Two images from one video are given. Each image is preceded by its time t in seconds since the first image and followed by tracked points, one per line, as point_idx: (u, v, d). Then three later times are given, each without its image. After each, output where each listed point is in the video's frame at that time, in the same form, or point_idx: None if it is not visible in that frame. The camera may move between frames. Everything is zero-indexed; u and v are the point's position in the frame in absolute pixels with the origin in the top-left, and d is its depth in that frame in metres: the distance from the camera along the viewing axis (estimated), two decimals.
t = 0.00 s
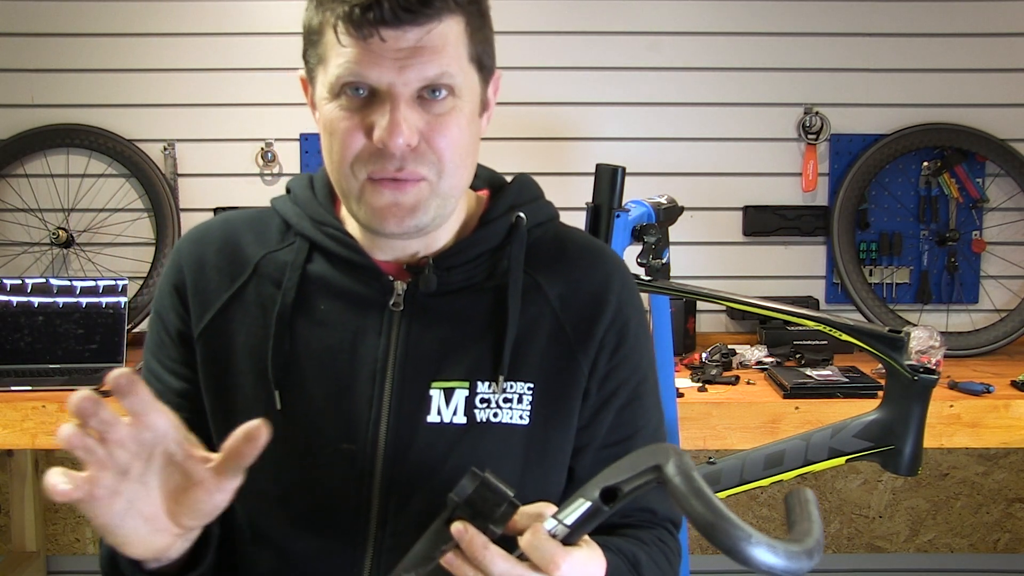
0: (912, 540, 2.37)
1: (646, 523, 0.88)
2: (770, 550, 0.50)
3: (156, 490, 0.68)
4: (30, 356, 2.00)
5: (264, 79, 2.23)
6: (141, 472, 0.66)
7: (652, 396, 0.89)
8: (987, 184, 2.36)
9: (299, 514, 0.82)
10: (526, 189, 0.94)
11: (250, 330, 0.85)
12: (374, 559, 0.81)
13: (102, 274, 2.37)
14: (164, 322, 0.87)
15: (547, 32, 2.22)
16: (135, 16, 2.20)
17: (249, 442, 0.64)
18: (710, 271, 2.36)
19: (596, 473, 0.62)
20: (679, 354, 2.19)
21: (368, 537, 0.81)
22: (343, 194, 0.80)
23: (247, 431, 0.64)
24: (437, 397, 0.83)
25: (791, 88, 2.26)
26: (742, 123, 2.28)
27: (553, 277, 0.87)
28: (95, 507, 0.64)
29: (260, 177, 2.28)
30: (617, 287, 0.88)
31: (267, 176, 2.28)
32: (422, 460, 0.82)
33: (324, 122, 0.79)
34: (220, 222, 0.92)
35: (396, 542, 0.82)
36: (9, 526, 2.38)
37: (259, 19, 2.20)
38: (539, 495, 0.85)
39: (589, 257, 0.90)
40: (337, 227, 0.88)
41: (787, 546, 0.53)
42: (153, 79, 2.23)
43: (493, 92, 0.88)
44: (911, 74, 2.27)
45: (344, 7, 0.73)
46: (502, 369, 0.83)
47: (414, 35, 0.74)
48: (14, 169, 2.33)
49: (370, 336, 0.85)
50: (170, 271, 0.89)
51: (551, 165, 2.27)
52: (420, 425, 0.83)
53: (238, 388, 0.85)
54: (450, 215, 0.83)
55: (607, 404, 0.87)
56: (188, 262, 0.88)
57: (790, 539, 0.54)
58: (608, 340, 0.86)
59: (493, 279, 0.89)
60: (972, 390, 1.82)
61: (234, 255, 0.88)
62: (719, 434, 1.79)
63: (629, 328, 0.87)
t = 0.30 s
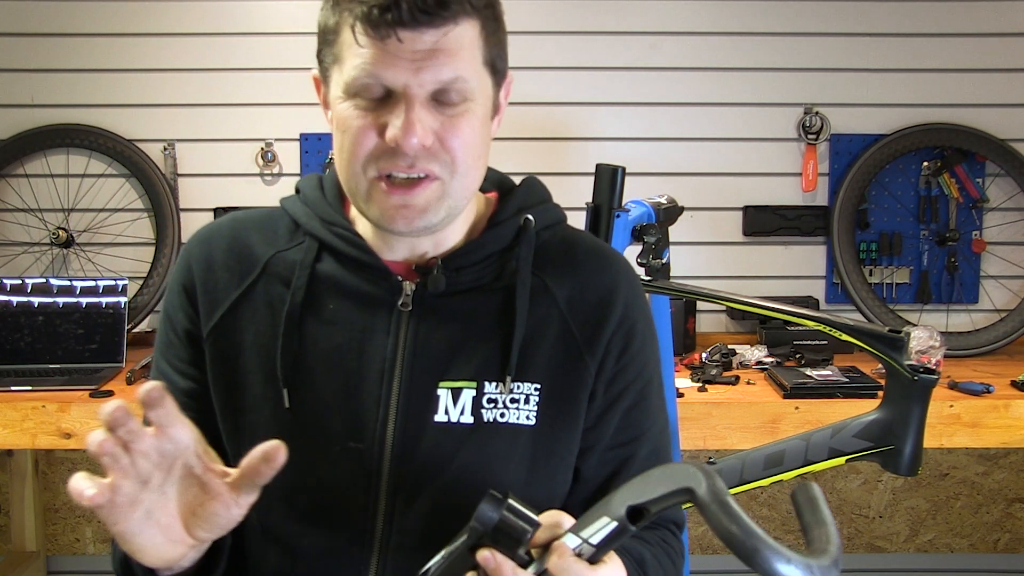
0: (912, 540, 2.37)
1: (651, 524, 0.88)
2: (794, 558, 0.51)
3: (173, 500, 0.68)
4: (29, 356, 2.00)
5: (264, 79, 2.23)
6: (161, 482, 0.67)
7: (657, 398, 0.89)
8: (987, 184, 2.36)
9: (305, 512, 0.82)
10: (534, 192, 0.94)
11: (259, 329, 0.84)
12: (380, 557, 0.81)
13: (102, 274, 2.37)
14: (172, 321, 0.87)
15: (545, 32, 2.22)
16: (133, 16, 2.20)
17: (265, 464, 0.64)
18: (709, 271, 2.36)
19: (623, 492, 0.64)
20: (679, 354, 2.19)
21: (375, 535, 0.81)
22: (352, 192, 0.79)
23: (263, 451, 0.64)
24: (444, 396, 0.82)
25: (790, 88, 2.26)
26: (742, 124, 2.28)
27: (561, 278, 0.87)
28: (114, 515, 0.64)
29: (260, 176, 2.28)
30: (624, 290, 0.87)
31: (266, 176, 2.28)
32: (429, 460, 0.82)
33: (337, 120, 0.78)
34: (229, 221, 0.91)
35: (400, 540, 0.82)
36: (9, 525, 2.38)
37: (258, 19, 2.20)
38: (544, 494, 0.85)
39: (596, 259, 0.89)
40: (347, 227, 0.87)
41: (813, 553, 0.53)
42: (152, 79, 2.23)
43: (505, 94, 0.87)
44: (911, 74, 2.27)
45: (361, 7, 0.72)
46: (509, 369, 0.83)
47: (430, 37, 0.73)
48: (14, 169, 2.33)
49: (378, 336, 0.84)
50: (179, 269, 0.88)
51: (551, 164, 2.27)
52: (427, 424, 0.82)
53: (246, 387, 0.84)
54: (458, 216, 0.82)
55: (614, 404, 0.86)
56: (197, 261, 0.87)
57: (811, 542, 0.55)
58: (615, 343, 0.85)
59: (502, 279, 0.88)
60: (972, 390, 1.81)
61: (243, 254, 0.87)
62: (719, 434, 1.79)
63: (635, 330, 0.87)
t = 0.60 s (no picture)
0: (912, 539, 2.37)
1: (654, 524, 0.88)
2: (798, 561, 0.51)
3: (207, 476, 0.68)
4: (30, 356, 1.99)
5: (264, 79, 2.22)
6: (201, 457, 0.67)
7: (661, 399, 0.89)
8: (987, 184, 2.36)
9: (309, 512, 0.82)
10: (539, 192, 0.94)
11: (266, 329, 0.84)
12: (384, 559, 0.81)
13: (102, 274, 2.37)
14: (178, 319, 0.86)
15: (545, 32, 2.22)
16: (133, 16, 2.20)
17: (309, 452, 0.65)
18: (709, 271, 2.36)
19: (627, 493, 0.65)
20: (679, 354, 2.19)
21: (379, 536, 0.81)
22: (374, 201, 0.78)
23: (311, 438, 0.65)
24: (449, 398, 0.82)
25: (790, 88, 2.26)
26: (741, 124, 2.28)
27: (566, 280, 0.87)
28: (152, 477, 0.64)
29: (260, 177, 2.28)
30: (629, 291, 0.87)
31: (267, 176, 2.28)
32: (433, 462, 0.82)
33: (359, 129, 0.77)
34: (235, 220, 0.91)
35: (405, 543, 0.81)
36: (8, 526, 2.38)
37: (258, 18, 2.20)
38: (548, 496, 0.84)
39: (601, 261, 0.89)
40: (353, 228, 0.87)
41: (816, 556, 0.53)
42: (152, 79, 2.23)
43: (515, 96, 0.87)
44: (911, 74, 2.27)
45: (395, 19, 0.71)
46: (514, 371, 0.83)
47: (462, 51, 0.72)
48: (14, 169, 2.33)
49: (384, 337, 0.84)
50: (185, 268, 0.88)
51: (551, 165, 2.27)
52: (432, 426, 0.82)
53: (252, 386, 0.84)
54: (475, 222, 0.83)
55: (617, 406, 0.86)
56: (204, 259, 0.87)
57: (814, 546, 0.54)
58: (619, 344, 0.85)
59: (507, 281, 0.88)
60: (972, 390, 1.82)
61: (250, 253, 0.87)
62: (719, 434, 1.79)
63: (639, 332, 0.87)
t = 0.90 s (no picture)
0: (912, 540, 2.37)
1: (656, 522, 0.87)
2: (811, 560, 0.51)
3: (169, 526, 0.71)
4: (29, 356, 1.99)
5: (263, 78, 2.23)
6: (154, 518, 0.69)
7: (663, 397, 0.89)
8: (987, 184, 2.36)
9: (315, 513, 0.82)
10: (539, 192, 0.93)
11: (268, 332, 0.84)
12: (393, 558, 0.81)
13: (102, 274, 2.37)
14: (179, 324, 0.86)
15: (545, 32, 2.22)
16: (133, 16, 2.20)
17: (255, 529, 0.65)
18: (709, 271, 2.36)
19: (642, 496, 0.65)
20: (679, 354, 2.19)
21: (386, 537, 0.81)
22: (380, 206, 0.78)
23: (240, 515, 0.65)
24: (454, 400, 0.82)
25: (790, 88, 2.26)
26: (741, 124, 2.28)
27: (569, 280, 0.86)
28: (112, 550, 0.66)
29: (260, 177, 2.28)
30: (631, 290, 0.87)
31: (267, 176, 2.28)
32: (439, 463, 0.82)
33: (365, 134, 0.76)
34: (234, 223, 0.91)
35: (411, 542, 0.82)
36: (8, 526, 2.38)
37: (258, 18, 2.20)
38: (552, 495, 0.84)
39: (603, 260, 0.89)
40: (354, 230, 0.86)
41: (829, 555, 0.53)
42: (153, 79, 2.23)
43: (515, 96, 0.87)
44: (911, 74, 2.27)
45: (402, 24, 0.71)
46: (518, 372, 0.82)
47: (470, 56, 0.72)
48: (14, 169, 2.33)
49: (387, 339, 0.84)
50: (184, 271, 0.88)
51: (551, 164, 2.27)
52: (438, 428, 0.82)
53: (254, 389, 0.84)
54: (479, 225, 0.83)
55: (621, 405, 0.86)
56: (204, 263, 0.86)
57: (826, 545, 0.54)
58: (622, 343, 0.85)
59: (510, 282, 0.87)
60: (972, 390, 1.81)
61: (250, 256, 0.87)
62: (719, 434, 1.79)
63: (642, 331, 0.87)
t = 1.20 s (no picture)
0: (912, 540, 2.37)
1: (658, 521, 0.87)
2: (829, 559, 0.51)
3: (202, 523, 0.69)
4: (29, 356, 1.99)
5: (263, 78, 2.22)
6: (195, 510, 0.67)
7: (664, 397, 0.89)
8: (987, 184, 2.36)
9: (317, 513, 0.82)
10: (539, 192, 0.94)
11: (268, 332, 0.84)
12: (393, 558, 0.81)
13: (102, 274, 2.37)
14: (179, 324, 0.86)
15: (545, 32, 2.22)
16: (132, 16, 2.20)
17: (294, 526, 0.62)
18: (709, 271, 2.36)
19: (652, 495, 0.64)
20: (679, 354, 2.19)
21: (387, 536, 0.81)
22: (386, 207, 0.78)
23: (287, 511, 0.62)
24: (455, 399, 0.82)
25: (790, 88, 2.26)
26: (741, 124, 2.28)
27: (570, 280, 0.86)
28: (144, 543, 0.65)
29: (260, 177, 2.28)
30: (632, 290, 0.87)
31: (266, 176, 2.28)
32: (441, 462, 0.82)
33: (371, 135, 0.76)
34: (235, 223, 0.91)
35: (412, 542, 0.82)
36: (8, 526, 2.38)
37: (258, 18, 2.20)
38: (553, 495, 0.84)
39: (604, 260, 0.89)
40: (355, 230, 0.86)
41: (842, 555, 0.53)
42: (152, 79, 2.23)
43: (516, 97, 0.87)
44: (911, 74, 2.27)
45: (410, 25, 0.71)
46: (519, 372, 0.82)
47: (477, 57, 0.72)
48: (14, 169, 2.33)
49: (388, 338, 0.84)
50: (185, 271, 0.88)
51: (551, 164, 2.27)
52: (438, 428, 0.82)
53: (255, 389, 0.84)
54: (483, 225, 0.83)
55: (622, 405, 0.86)
56: (205, 263, 0.86)
57: (839, 547, 0.54)
58: (623, 343, 0.85)
59: (511, 281, 0.87)
60: (972, 390, 1.82)
61: (251, 257, 0.87)
62: (719, 434, 1.79)
63: (643, 331, 0.87)
